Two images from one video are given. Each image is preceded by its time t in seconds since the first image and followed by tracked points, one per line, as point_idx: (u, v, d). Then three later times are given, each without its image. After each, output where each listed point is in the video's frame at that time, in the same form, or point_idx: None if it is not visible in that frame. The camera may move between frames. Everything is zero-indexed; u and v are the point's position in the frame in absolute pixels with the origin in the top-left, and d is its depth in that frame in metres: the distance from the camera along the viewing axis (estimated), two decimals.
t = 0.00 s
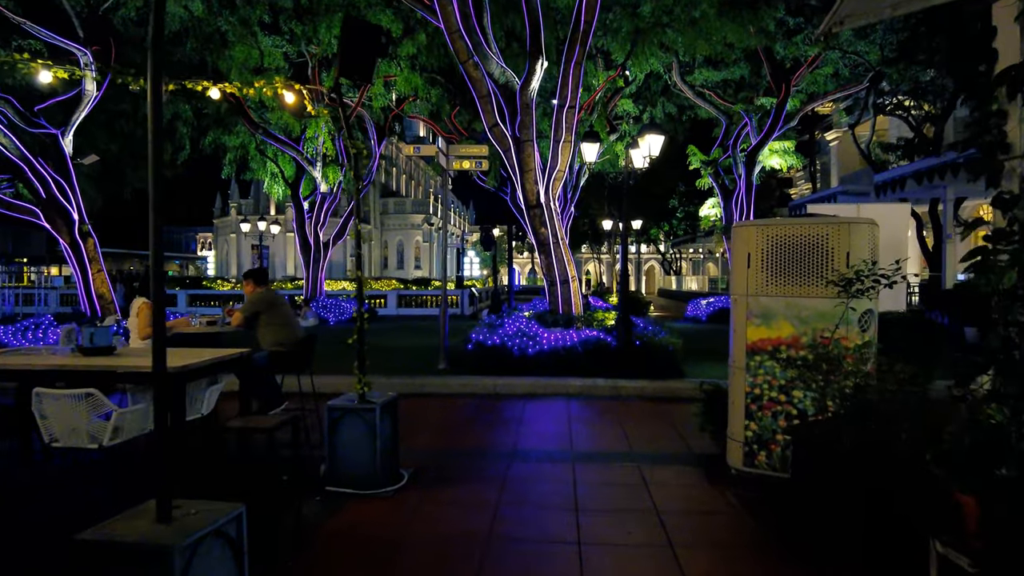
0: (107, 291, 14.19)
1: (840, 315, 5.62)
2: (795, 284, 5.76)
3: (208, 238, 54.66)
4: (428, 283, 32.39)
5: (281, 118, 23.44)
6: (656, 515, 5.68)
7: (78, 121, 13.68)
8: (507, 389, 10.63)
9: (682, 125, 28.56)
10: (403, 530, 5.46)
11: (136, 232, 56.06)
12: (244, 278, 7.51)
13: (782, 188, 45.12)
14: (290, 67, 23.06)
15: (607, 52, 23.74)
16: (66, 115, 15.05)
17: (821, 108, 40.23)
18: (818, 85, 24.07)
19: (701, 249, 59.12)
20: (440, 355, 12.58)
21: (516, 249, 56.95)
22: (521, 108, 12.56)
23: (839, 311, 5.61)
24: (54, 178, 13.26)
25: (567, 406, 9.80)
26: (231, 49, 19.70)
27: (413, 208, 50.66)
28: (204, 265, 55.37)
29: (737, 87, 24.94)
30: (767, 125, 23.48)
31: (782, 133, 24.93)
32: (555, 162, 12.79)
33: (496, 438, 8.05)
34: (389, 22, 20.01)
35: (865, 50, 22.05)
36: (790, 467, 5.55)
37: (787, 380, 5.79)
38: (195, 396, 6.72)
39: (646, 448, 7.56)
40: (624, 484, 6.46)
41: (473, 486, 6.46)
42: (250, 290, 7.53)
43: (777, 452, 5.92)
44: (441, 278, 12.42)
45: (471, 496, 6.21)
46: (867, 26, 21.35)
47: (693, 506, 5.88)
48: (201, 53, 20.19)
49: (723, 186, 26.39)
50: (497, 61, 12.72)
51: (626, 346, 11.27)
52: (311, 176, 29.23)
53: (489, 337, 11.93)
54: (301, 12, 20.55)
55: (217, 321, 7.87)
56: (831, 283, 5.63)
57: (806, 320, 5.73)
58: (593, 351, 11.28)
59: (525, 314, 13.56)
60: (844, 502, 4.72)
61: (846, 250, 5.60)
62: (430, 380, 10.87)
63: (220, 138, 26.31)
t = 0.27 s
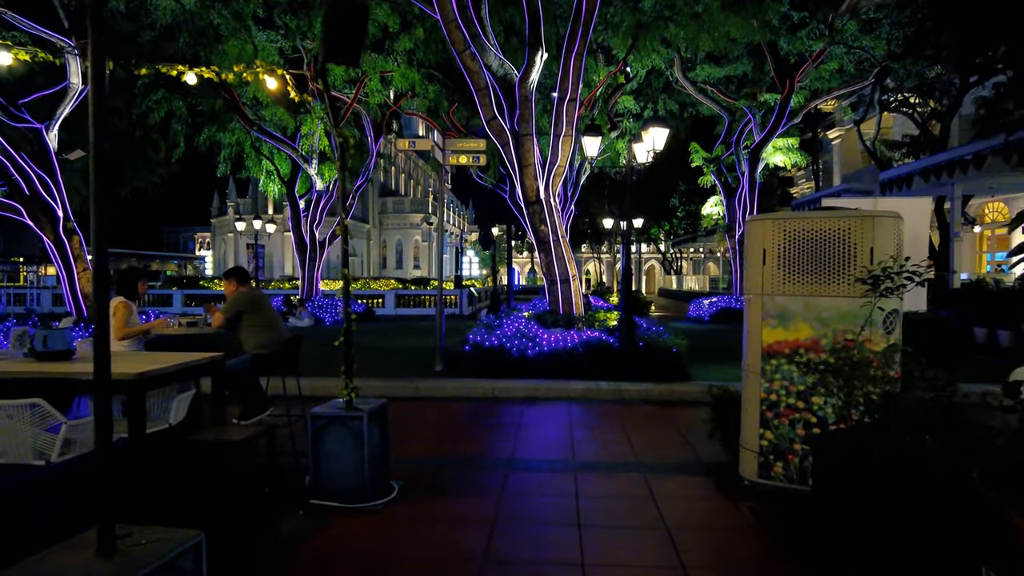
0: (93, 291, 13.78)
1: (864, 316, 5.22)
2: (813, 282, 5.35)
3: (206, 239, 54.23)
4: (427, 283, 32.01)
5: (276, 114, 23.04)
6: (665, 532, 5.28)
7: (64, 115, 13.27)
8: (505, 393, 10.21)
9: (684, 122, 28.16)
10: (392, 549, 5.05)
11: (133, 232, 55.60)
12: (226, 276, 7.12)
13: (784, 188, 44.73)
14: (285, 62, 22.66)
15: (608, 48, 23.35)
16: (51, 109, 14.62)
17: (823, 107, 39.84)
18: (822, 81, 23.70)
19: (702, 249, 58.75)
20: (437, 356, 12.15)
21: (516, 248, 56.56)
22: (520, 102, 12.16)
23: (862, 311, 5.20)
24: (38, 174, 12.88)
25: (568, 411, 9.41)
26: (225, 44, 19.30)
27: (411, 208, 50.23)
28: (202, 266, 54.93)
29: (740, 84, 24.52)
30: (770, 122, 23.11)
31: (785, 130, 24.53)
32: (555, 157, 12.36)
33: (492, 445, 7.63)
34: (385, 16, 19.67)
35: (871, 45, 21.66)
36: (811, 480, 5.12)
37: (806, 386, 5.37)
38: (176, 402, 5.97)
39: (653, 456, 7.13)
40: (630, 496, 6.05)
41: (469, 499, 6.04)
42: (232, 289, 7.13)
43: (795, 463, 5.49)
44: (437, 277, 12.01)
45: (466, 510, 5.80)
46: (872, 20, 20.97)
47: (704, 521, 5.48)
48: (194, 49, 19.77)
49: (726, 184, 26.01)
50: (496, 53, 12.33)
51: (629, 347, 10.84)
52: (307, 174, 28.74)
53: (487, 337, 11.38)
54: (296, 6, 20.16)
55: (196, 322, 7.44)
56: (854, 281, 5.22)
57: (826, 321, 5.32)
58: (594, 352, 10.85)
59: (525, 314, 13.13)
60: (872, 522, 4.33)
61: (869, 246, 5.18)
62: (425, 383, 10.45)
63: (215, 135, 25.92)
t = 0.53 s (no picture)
0: (79, 291, 13.36)
1: (894, 321, 4.80)
2: (838, 284, 4.93)
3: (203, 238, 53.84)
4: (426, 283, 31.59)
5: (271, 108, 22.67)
6: (677, 556, 4.86)
7: (47, 110, 12.83)
8: (504, 399, 9.79)
9: (686, 121, 27.74)
10: None
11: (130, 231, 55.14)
12: (207, 277, 6.70)
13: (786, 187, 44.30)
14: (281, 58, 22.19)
15: (609, 44, 22.90)
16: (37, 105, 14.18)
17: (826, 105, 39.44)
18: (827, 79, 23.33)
19: (703, 249, 58.30)
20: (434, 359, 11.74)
21: (516, 248, 56.13)
22: (520, 97, 11.72)
23: (892, 315, 4.79)
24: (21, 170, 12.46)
25: (570, 418, 8.98)
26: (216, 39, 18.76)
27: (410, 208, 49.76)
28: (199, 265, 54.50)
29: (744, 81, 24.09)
30: (774, 120, 22.71)
31: (790, 129, 24.09)
32: (556, 153, 11.93)
33: (491, 456, 7.20)
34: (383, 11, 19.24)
35: (878, 42, 21.21)
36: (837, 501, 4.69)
37: (830, 396, 4.94)
38: (143, 415, 5.35)
39: (661, 469, 6.71)
40: (638, 514, 5.63)
41: (464, 518, 5.60)
42: (213, 291, 6.72)
43: (817, 480, 5.06)
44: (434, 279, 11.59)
45: (461, 530, 5.37)
46: (879, 16, 20.51)
47: (719, 543, 5.05)
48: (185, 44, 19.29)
49: (729, 183, 25.59)
50: (495, 45, 12.11)
51: (634, 351, 10.40)
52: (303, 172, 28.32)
53: (485, 340, 11.01)
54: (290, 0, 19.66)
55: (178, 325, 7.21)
56: (883, 283, 4.80)
57: (852, 326, 4.91)
58: (597, 356, 10.41)
59: (525, 316, 12.71)
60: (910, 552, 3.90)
61: (900, 244, 4.76)
62: (421, 388, 10.02)
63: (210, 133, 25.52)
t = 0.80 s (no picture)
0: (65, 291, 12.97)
1: (924, 324, 4.42)
2: (862, 284, 4.56)
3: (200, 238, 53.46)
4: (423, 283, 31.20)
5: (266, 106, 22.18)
6: None
7: (30, 104, 12.43)
8: (503, 404, 9.43)
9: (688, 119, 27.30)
10: None
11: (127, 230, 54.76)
12: (186, 277, 6.31)
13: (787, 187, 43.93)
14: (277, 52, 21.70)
15: (610, 40, 22.52)
16: (22, 99, 13.79)
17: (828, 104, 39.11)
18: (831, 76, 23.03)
19: (704, 249, 57.92)
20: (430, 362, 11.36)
21: (515, 248, 55.75)
22: (519, 91, 11.34)
23: (922, 318, 4.42)
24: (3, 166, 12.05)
25: (571, 424, 8.61)
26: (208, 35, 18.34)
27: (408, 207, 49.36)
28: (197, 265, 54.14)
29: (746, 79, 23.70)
30: (778, 117, 22.33)
31: (793, 127, 23.72)
32: (556, 149, 11.55)
33: (488, 467, 6.81)
34: (380, 6, 18.81)
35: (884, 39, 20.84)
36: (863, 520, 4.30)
37: (853, 406, 4.57)
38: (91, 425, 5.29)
39: (668, 482, 6.33)
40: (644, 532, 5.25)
41: (457, 535, 5.21)
42: (192, 291, 6.34)
43: (840, 496, 4.66)
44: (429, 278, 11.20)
45: (454, 549, 4.98)
46: (884, 12, 20.14)
47: (733, 565, 4.66)
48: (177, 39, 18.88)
49: (732, 182, 25.23)
50: (493, 38, 11.62)
51: (637, 354, 10.01)
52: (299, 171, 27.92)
53: (483, 342, 10.65)
54: None
55: (156, 328, 6.93)
56: (912, 283, 4.41)
57: (878, 330, 4.54)
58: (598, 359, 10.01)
59: (524, 317, 12.32)
60: None
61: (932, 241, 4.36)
62: (416, 392, 9.67)
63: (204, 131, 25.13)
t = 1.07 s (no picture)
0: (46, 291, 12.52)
1: (959, 326, 4.00)
2: (888, 282, 4.15)
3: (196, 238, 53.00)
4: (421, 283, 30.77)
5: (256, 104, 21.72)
6: None
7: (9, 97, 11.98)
8: (499, 409, 9.01)
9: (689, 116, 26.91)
10: None
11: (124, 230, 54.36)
12: (156, 275, 5.80)
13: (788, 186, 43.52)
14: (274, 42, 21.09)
15: (609, 36, 22.10)
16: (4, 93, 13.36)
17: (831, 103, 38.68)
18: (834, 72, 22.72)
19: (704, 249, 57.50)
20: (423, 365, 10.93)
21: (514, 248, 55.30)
22: (516, 83, 10.93)
23: (957, 319, 4.00)
24: None
25: (570, 431, 8.19)
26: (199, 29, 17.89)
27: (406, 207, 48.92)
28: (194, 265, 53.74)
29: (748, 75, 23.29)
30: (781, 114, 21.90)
31: (796, 124, 23.30)
32: (554, 143, 11.12)
33: (481, 479, 6.40)
34: None
35: (889, 34, 20.42)
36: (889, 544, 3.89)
37: (879, 417, 4.15)
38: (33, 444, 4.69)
39: (673, 495, 5.91)
40: (648, 552, 4.83)
41: (445, 556, 4.80)
42: (163, 290, 5.85)
43: (864, 515, 4.24)
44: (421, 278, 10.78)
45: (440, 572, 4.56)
46: (890, 6, 19.72)
47: None
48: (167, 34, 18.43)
49: (734, 180, 24.81)
50: (489, 28, 11.24)
51: (639, 357, 9.59)
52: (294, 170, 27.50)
53: (478, 344, 10.23)
54: None
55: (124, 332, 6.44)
56: (945, 281, 4.01)
57: (907, 333, 4.12)
58: (598, 362, 9.58)
59: (521, 318, 11.89)
60: None
61: (968, 234, 3.95)
62: (408, 396, 9.26)
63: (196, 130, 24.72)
